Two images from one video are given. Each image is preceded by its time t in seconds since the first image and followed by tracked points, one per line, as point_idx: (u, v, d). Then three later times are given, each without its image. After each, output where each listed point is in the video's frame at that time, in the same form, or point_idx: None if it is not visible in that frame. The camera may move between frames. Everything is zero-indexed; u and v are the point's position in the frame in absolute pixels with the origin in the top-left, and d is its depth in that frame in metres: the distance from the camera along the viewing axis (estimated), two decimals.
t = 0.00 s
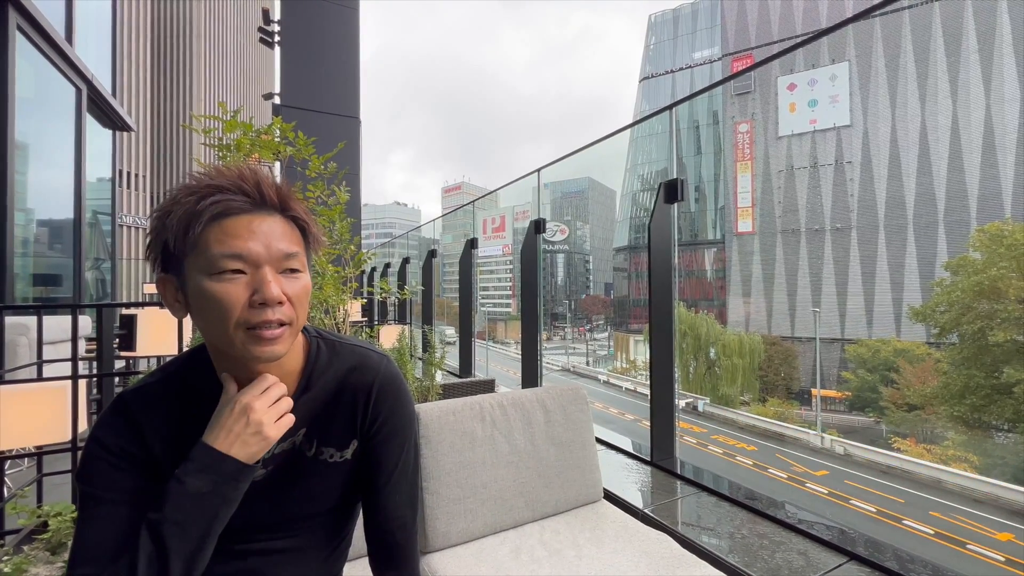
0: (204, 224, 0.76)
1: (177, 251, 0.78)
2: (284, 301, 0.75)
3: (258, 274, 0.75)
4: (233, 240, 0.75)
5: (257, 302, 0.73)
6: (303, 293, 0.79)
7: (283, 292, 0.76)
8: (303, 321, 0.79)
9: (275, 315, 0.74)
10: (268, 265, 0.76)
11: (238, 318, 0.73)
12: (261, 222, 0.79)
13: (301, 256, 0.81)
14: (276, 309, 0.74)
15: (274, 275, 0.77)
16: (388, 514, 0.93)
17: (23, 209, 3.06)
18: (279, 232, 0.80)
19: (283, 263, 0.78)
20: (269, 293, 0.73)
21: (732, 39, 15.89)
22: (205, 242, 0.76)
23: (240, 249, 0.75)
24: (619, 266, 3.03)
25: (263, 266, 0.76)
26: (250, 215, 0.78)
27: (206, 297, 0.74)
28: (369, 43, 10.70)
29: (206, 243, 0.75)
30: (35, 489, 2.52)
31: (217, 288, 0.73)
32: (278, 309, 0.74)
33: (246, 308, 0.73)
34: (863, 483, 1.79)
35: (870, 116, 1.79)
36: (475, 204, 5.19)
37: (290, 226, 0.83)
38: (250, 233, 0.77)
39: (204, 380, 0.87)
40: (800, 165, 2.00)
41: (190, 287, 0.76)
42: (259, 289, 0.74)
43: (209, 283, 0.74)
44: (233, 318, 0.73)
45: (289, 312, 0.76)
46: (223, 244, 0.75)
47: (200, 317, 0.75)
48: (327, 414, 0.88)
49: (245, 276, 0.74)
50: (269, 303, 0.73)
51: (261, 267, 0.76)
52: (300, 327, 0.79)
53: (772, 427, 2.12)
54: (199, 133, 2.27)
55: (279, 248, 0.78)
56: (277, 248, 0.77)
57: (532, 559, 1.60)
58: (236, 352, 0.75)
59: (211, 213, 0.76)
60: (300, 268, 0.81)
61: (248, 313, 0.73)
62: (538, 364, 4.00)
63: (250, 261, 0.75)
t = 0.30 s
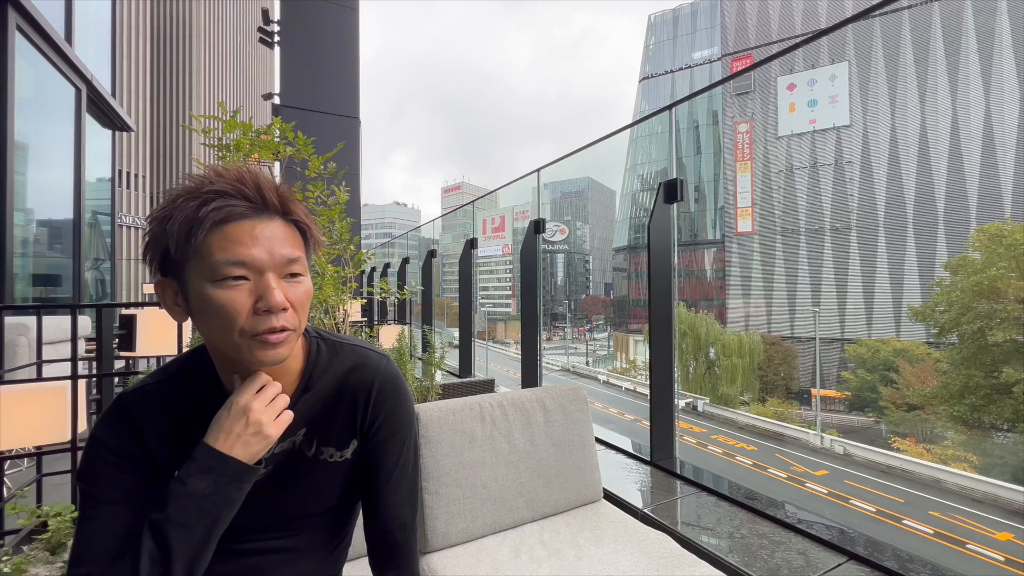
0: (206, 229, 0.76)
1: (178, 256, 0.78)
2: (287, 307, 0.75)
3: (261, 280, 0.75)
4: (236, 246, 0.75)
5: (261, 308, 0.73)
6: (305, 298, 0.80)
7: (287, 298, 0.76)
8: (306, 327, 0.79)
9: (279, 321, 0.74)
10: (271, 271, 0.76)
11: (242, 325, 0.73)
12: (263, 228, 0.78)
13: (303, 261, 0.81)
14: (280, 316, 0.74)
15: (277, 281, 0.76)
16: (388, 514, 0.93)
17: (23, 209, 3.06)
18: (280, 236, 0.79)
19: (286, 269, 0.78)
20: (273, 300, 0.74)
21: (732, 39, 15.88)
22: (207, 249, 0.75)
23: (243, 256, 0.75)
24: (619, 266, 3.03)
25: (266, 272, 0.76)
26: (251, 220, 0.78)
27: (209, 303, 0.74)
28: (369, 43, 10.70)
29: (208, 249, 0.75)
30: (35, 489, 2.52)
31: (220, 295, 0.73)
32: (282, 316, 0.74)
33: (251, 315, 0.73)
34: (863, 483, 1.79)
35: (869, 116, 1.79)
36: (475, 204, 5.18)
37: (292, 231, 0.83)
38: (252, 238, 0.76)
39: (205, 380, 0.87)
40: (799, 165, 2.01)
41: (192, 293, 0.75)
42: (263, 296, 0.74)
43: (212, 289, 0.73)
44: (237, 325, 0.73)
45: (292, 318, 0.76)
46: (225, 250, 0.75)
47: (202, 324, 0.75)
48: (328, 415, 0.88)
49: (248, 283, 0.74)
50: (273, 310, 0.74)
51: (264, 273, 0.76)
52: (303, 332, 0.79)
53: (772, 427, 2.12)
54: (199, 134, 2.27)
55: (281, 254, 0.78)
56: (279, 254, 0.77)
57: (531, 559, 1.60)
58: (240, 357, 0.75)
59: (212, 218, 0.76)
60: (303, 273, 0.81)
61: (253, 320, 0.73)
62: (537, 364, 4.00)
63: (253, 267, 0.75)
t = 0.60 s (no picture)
0: (202, 229, 0.76)
1: (175, 256, 0.78)
2: (282, 306, 0.75)
3: (256, 279, 0.75)
4: (232, 245, 0.75)
5: (256, 307, 0.73)
6: (302, 297, 0.79)
7: (282, 297, 0.76)
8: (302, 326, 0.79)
9: (273, 320, 0.74)
10: (266, 270, 0.76)
11: (237, 323, 0.73)
12: (259, 227, 0.78)
13: (299, 260, 0.81)
14: (274, 315, 0.74)
15: (272, 280, 0.76)
16: (388, 514, 0.93)
17: (22, 209, 3.06)
18: (276, 235, 0.79)
19: (281, 268, 0.78)
20: (267, 298, 0.73)
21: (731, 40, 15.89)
22: (203, 248, 0.76)
23: (238, 255, 0.75)
24: (618, 266, 3.03)
25: (261, 271, 0.76)
26: (247, 219, 0.78)
27: (204, 302, 0.74)
28: (368, 43, 10.70)
29: (204, 248, 0.75)
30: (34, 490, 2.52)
31: (215, 294, 0.73)
32: (276, 315, 0.74)
33: (245, 314, 0.73)
34: (862, 483, 1.79)
35: (869, 116, 1.79)
36: (474, 204, 5.18)
37: (288, 230, 0.83)
38: (248, 238, 0.77)
39: (204, 381, 0.87)
40: (799, 165, 2.01)
41: (188, 292, 0.76)
42: (257, 295, 0.74)
43: (207, 288, 0.74)
44: (232, 324, 0.73)
45: (287, 317, 0.76)
46: (221, 249, 0.75)
47: (198, 323, 0.75)
48: (326, 415, 0.88)
49: (243, 282, 0.74)
50: (267, 309, 0.73)
51: (259, 272, 0.76)
52: (299, 331, 0.79)
53: (772, 427, 2.12)
54: (198, 134, 2.27)
55: (276, 253, 0.78)
56: (275, 253, 0.77)
57: (531, 559, 1.60)
58: (236, 356, 0.75)
59: (207, 218, 0.76)
60: (299, 272, 0.81)
61: (247, 319, 0.73)
62: (537, 364, 3.99)
63: (248, 266, 0.75)
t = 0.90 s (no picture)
0: (202, 227, 0.76)
1: (175, 254, 0.78)
2: (281, 304, 0.75)
3: (255, 277, 0.75)
4: (232, 243, 0.76)
5: (254, 305, 0.73)
6: (301, 296, 0.79)
7: (281, 295, 0.76)
8: (301, 325, 0.79)
9: (271, 318, 0.74)
10: (265, 268, 0.76)
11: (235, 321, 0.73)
12: (259, 225, 0.79)
13: (299, 259, 0.81)
14: (273, 313, 0.74)
15: (272, 278, 0.76)
16: (387, 514, 0.93)
17: (21, 208, 3.05)
18: (276, 234, 0.79)
19: (280, 266, 0.78)
20: (265, 296, 0.73)
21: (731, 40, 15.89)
22: (203, 246, 0.76)
23: (237, 252, 0.75)
24: (618, 267, 3.03)
25: (260, 269, 0.76)
26: (247, 218, 0.78)
27: (203, 300, 0.74)
28: (368, 43, 10.69)
29: (204, 246, 0.76)
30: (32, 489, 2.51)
31: (213, 292, 0.73)
32: (274, 313, 0.74)
33: (244, 312, 0.73)
34: (861, 484, 1.79)
35: (868, 117, 1.79)
36: (474, 204, 5.18)
37: (289, 229, 0.83)
38: (248, 236, 0.77)
39: (205, 382, 0.87)
40: (798, 165, 2.01)
41: (188, 290, 0.76)
42: (256, 293, 0.74)
43: (206, 286, 0.73)
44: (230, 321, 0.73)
45: (286, 315, 0.75)
46: (221, 246, 0.75)
47: (197, 321, 0.75)
48: (326, 414, 0.88)
49: (242, 280, 0.74)
50: (266, 307, 0.73)
51: (259, 270, 0.76)
52: (297, 330, 0.79)
53: (770, 427, 2.12)
54: (197, 133, 2.26)
55: (276, 251, 0.78)
56: (274, 251, 0.77)
57: (530, 560, 1.60)
58: (233, 354, 0.75)
59: (208, 216, 0.76)
60: (298, 271, 0.81)
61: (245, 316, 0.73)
62: (536, 364, 3.99)
63: (248, 263, 0.75)
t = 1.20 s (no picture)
0: (202, 224, 0.77)
1: (175, 251, 0.79)
2: (278, 302, 0.75)
3: (253, 275, 0.75)
4: (231, 240, 0.76)
5: (251, 303, 0.73)
6: (299, 294, 0.79)
7: (278, 293, 0.76)
8: (299, 324, 0.79)
9: (268, 317, 0.74)
10: (264, 266, 0.76)
11: (231, 318, 0.73)
12: (259, 224, 0.79)
13: (299, 257, 0.81)
14: (270, 311, 0.74)
15: (270, 276, 0.77)
16: (385, 513, 0.93)
17: (19, 208, 3.05)
18: (276, 232, 0.79)
19: (279, 264, 0.78)
20: (263, 294, 0.73)
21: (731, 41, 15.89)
22: (202, 243, 0.76)
23: (236, 250, 0.75)
24: (617, 267, 3.03)
25: (259, 267, 0.76)
26: (247, 216, 0.78)
27: (201, 296, 0.74)
28: (368, 42, 10.67)
29: (203, 243, 0.76)
30: (30, 489, 2.50)
31: (211, 289, 0.73)
32: (272, 312, 0.74)
33: (240, 309, 0.73)
34: (859, 484, 1.80)
35: (867, 118, 1.79)
36: (474, 204, 5.17)
37: (289, 227, 0.83)
38: (247, 234, 0.77)
39: (205, 381, 0.87)
40: (797, 166, 2.01)
41: (187, 287, 0.76)
42: (253, 290, 0.74)
43: (204, 283, 0.74)
44: (227, 318, 0.73)
45: (283, 314, 0.76)
46: (220, 244, 0.75)
47: (195, 318, 0.75)
48: (326, 413, 0.88)
49: (240, 277, 0.75)
50: (263, 305, 0.73)
51: (257, 268, 0.76)
52: (296, 328, 0.79)
53: (769, 428, 2.12)
54: (196, 133, 2.26)
55: (275, 249, 0.78)
56: (273, 249, 0.77)
57: (529, 560, 1.60)
58: (229, 351, 0.75)
59: (208, 213, 0.76)
60: (298, 269, 0.81)
61: (242, 314, 0.73)
62: (535, 364, 3.99)
63: (246, 261, 0.75)
